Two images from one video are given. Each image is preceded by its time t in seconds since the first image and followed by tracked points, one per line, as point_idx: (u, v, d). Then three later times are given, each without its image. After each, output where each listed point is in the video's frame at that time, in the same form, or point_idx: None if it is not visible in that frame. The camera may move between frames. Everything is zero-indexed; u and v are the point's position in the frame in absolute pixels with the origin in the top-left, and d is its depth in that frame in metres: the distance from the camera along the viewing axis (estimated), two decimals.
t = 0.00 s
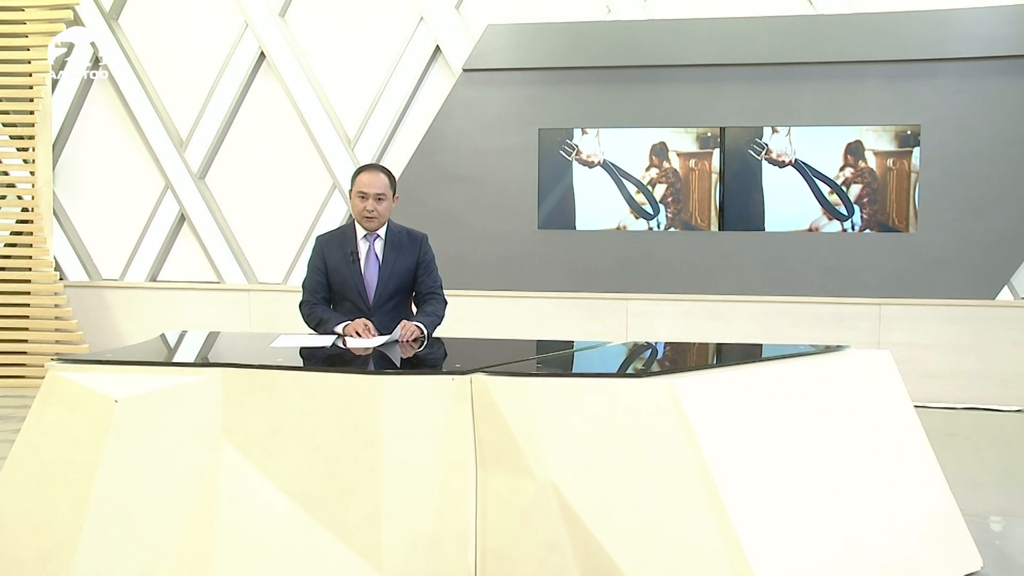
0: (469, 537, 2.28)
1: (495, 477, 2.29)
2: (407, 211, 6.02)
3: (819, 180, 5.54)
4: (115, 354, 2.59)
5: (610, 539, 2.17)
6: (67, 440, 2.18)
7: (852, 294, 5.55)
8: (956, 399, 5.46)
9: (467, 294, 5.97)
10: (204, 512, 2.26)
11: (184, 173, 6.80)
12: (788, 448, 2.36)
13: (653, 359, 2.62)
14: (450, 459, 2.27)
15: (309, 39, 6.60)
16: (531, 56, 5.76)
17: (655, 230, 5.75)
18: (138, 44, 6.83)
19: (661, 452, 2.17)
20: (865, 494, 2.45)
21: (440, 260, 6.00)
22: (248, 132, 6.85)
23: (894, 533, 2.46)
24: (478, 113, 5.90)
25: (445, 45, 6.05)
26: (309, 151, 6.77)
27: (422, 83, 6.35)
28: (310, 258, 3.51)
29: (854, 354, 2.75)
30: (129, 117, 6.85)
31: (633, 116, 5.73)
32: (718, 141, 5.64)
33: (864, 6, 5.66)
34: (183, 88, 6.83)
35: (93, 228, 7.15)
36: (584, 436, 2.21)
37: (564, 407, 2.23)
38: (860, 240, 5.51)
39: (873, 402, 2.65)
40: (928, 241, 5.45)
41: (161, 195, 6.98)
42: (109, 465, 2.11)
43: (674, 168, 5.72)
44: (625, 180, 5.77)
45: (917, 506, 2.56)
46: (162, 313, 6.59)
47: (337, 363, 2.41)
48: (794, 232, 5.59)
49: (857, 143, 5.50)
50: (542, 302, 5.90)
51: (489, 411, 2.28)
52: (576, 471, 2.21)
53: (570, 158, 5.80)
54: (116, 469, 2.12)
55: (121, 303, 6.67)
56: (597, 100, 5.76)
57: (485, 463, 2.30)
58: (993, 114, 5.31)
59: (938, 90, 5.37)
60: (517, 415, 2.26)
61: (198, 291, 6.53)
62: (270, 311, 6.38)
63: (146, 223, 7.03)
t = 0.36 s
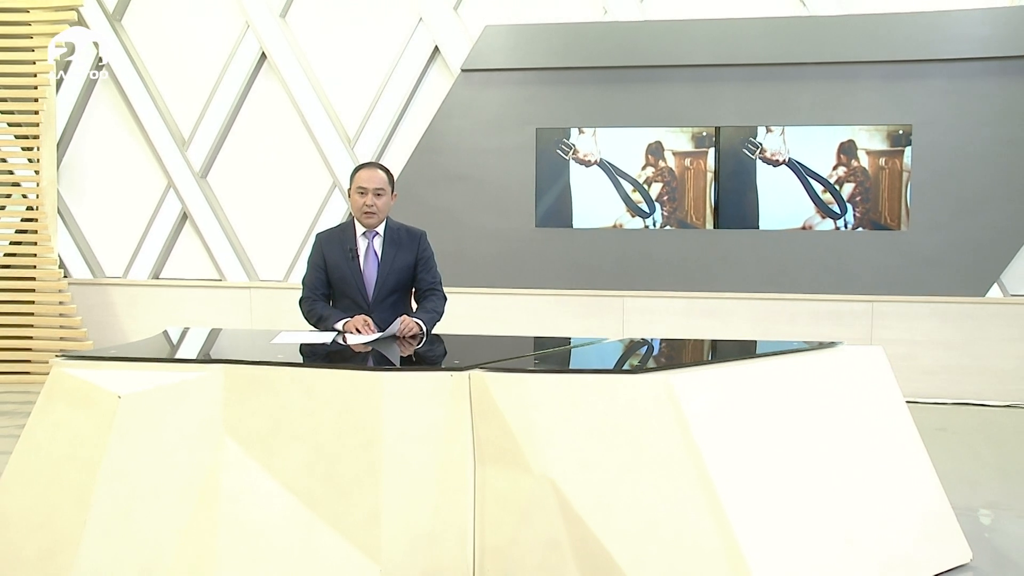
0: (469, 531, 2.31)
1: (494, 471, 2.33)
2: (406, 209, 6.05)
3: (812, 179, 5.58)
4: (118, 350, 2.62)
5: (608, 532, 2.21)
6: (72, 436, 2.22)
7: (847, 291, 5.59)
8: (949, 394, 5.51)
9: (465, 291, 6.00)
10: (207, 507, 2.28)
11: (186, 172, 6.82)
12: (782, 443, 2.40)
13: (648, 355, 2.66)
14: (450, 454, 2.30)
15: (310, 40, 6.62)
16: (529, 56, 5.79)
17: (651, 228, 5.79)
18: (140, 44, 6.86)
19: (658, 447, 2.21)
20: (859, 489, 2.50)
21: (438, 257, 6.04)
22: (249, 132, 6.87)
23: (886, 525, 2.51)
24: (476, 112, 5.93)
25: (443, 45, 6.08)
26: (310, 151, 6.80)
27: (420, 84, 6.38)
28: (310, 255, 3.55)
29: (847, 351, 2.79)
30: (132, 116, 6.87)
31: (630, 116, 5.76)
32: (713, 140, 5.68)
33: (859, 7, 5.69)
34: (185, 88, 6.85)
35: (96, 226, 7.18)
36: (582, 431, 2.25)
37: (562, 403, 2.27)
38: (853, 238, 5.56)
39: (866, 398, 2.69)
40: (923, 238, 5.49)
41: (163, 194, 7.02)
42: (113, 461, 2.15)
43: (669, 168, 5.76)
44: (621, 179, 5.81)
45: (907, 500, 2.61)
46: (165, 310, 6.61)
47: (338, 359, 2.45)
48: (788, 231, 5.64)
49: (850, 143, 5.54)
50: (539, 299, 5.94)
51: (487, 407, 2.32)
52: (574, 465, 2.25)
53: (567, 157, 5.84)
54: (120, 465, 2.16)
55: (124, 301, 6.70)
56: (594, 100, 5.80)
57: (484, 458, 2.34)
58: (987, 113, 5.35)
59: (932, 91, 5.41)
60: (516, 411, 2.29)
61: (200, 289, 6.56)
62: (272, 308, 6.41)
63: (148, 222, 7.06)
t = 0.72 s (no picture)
0: (469, 525, 2.33)
1: (493, 466, 2.36)
2: (406, 208, 6.09)
3: (806, 178, 5.63)
4: (122, 346, 2.66)
5: (604, 527, 2.25)
6: (78, 431, 2.26)
7: (842, 289, 5.63)
8: (943, 391, 5.55)
9: (464, 289, 6.04)
10: (209, 501, 2.33)
11: (189, 172, 6.86)
12: (775, 437, 2.44)
13: (645, 352, 2.70)
14: (450, 449, 2.33)
15: (311, 41, 6.67)
16: (527, 57, 5.83)
17: (647, 227, 5.83)
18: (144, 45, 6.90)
19: (654, 441, 2.25)
20: (851, 484, 2.54)
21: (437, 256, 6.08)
22: (250, 132, 6.91)
23: (878, 519, 2.55)
24: (474, 112, 5.97)
25: (442, 46, 6.12)
26: (310, 150, 6.84)
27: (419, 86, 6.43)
28: (311, 252, 3.58)
29: (840, 348, 2.84)
30: (135, 116, 6.91)
31: (627, 116, 5.80)
32: (709, 139, 5.72)
33: (855, 8, 5.73)
34: (187, 89, 6.89)
35: (100, 225, 7.22)
36: (579, 426, 2.29)
37: (559, 399, 2.31)
38: (846, 236, 5.60)
39: (859, 394, 2.73)
40: (917, 237, 5.53)
41: (167, 192, 7.04)
42: (117, 456, 2.18)
43: (666, 167, 5.80)
44: (618, 178, 5.85)
45: (898, 496, 2.65)
46: (168, 308, 6.65)
47: (337, 356, 2.48)
48: (782, 230, 5.68)
49: (843, 143, 5.58)
50: (537, 296, 5.98)
51: (486, 403, 2.36)
52: (572, 460, 2.29)
53: (564, 157, 5.88)
54: (124, 460, 2.19)
55: (129, 298, 6.74)
56: (592, 100, 5.83)
57: (483, 452, 2.36)
58: (981, 113, 5.39)
59: (927, 91, 5.45)
60: (514, 407, 2.33)
61: (202, 286, 6.59)
62: (274, 306, 6.45)
63: (151, 221, 7.10)
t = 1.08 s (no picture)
0: (467, 519, 2.37)
1: (491, 462, 2.40)
2: (405, 207, 6.13)
3: (800, 178, 5.67)
4: (126, 344, 2.70)
5: (600, 522, 2.29)
6: (83, 427, 2.29)
7: (837, 287, 5.68)
8: (938, 389, 5.59)
9: (462, 288, 6.08)
10: (211, 496, 2.37)
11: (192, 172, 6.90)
12: (770, 433, 2.48)
13: (641, 349, 2.74)
14: (448, 446, 2.38)
15: (312, 42, 6.71)
16: (525, 58, 5.87)
17: (644, 226, 5.87)
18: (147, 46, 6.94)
19: (649, 437, 2.29)
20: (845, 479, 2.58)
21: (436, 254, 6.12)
22: (252, 133, 6.95)
23: (869, 513, 2.60)
24: (473, 112, 6.01)
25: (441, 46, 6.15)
26: (312, 150, 6.87)
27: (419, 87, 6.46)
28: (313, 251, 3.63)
29: (835, 345, 2.88)
30: (138, 117, 6.94)
31: (624, 116, 5.84)
32: (704, 139, 5.76)
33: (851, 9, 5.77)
34: (190, 90, 6.92)
35: (104, 225, 7.25)
36: (575, 423, 2.33)
37: (557, 396, 2.34)
38: (838, 236, 5.65)
39: (852, 391, 2.78)
40: (912, 236, 5.57)
41: (169, 192, 7.10)
42: (122, 452, 2.22)
43: (662, 167, 5.84)
44: (615, 178, 5.89)
45: (891, 492, 2.69)
46: (172, 306, 6.68)
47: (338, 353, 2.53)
48: (776, 229, 5.72)
49: (836, 143, 5.63)
50: (534, 294, 6.02)
51: (484, 399, 2.40)
52: (569, 456, 2.33)
53: (562, 157, 5.92)
54: (128, 456, 2.22)
55: (133, 296, 6.77)
56: (589, 101, 5.88)
57: (482, 448, 2.41)
58: (975, 113, 5.43)
59: (922, 92, 5.49)
60: (512, 404, 2.37)
61: (204, 285, 6.62)
62: (275, 304, 6.48)
63: (154, 220, 7.15)
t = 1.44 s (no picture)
0: (465, 515, 2.41)
1: (490, 459, 2.44)
2: (404, 207, 6.17)
3: (794, 178, 5.71)
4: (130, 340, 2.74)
5: (596, 517, 2.33)
6: (87, 424, 2.33)
7: (832, 286, 5.72)
8: (931, 386, 5.64)
9: (460, 286, 6.13)
10: (212, 492, 2.40)
11: (194, 172, 6.95)
12: (764, 430, 2.52)
13: (637, 347, 2.78)
14: (446, 442, 2.41)
15: (312, 43, 6.75)
16: (522, 59, 5.91)
17: (640, 225, 5.92)
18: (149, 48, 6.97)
19: (645, 434, 2.33)
20: (837, 475, 2.63)
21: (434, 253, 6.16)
22: (253, 134, 6.99)
23: (860, 509, 2.65)
24: (472, 113, 6.05)
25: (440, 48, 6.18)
26: (313, 150, 6.91)
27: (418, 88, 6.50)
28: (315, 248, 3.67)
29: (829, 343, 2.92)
30: (141, 117, 6.98)
31: (621, 117, 5.88)
32: (699, 140, 5.80)
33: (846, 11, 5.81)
34: (192, 92, 6.97)
35: (107, 224, 7.29)
36: (572, 420, 2.37)
37: (554, 394, 2.38)
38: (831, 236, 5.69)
39: (845, 388, 2.82)
40: (906, 235, 5.62)
41: (174, 190, 7.10)
42: (125, 449, 2.26)
43: (658, 167, 5.88)
44: (611, 178, 5.93)
45: (882, 488, 2.73)
46: (174, 305, 6.72)
47: (338, 351, 2.56)
48: (769, 228, 5.76)
49: (830, 144, 5.67)
50: (531, 293, 6.07)
51: (483, 397, 2.44)
52: (566, 452, 2.37)
53: (559, 157, 5.96)
54: (131, 453, 2.27)
55: (136, 296, 6.81)
56: (587, 102, 5.92)
57: (480, 445, 2.45)
58: (969, 114, 5.47)
59: (917, 93, 5.53)
60: (509, 402, 2.41)
61: (206, 284, 6.66)
62: (276, 302, 6.53)
63: (156, 220, 7.18)
